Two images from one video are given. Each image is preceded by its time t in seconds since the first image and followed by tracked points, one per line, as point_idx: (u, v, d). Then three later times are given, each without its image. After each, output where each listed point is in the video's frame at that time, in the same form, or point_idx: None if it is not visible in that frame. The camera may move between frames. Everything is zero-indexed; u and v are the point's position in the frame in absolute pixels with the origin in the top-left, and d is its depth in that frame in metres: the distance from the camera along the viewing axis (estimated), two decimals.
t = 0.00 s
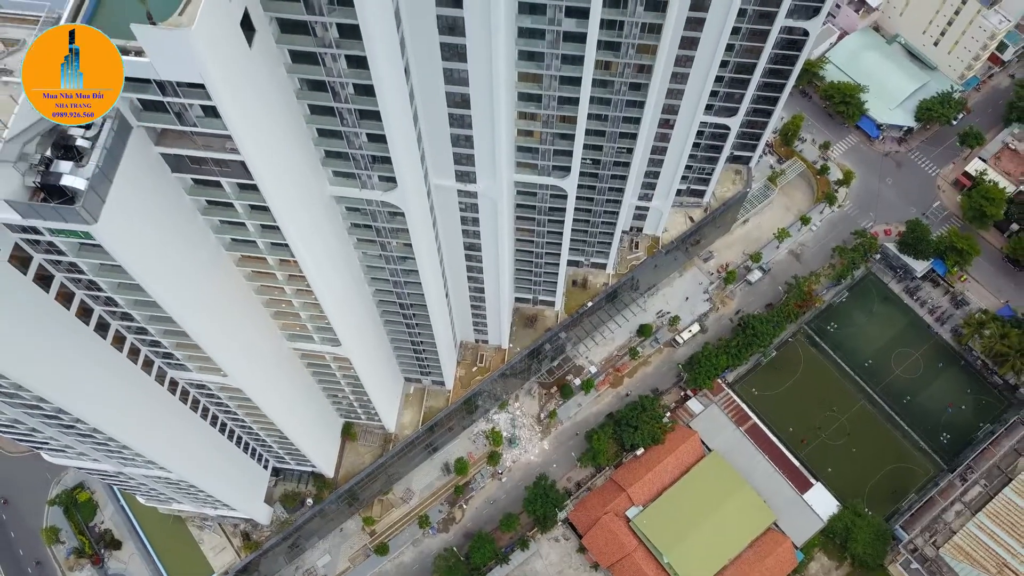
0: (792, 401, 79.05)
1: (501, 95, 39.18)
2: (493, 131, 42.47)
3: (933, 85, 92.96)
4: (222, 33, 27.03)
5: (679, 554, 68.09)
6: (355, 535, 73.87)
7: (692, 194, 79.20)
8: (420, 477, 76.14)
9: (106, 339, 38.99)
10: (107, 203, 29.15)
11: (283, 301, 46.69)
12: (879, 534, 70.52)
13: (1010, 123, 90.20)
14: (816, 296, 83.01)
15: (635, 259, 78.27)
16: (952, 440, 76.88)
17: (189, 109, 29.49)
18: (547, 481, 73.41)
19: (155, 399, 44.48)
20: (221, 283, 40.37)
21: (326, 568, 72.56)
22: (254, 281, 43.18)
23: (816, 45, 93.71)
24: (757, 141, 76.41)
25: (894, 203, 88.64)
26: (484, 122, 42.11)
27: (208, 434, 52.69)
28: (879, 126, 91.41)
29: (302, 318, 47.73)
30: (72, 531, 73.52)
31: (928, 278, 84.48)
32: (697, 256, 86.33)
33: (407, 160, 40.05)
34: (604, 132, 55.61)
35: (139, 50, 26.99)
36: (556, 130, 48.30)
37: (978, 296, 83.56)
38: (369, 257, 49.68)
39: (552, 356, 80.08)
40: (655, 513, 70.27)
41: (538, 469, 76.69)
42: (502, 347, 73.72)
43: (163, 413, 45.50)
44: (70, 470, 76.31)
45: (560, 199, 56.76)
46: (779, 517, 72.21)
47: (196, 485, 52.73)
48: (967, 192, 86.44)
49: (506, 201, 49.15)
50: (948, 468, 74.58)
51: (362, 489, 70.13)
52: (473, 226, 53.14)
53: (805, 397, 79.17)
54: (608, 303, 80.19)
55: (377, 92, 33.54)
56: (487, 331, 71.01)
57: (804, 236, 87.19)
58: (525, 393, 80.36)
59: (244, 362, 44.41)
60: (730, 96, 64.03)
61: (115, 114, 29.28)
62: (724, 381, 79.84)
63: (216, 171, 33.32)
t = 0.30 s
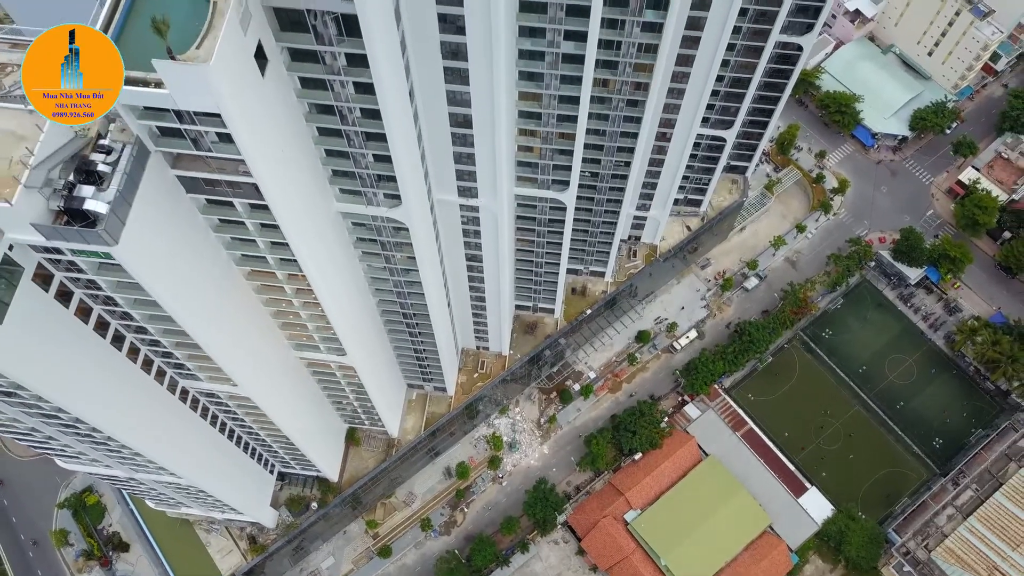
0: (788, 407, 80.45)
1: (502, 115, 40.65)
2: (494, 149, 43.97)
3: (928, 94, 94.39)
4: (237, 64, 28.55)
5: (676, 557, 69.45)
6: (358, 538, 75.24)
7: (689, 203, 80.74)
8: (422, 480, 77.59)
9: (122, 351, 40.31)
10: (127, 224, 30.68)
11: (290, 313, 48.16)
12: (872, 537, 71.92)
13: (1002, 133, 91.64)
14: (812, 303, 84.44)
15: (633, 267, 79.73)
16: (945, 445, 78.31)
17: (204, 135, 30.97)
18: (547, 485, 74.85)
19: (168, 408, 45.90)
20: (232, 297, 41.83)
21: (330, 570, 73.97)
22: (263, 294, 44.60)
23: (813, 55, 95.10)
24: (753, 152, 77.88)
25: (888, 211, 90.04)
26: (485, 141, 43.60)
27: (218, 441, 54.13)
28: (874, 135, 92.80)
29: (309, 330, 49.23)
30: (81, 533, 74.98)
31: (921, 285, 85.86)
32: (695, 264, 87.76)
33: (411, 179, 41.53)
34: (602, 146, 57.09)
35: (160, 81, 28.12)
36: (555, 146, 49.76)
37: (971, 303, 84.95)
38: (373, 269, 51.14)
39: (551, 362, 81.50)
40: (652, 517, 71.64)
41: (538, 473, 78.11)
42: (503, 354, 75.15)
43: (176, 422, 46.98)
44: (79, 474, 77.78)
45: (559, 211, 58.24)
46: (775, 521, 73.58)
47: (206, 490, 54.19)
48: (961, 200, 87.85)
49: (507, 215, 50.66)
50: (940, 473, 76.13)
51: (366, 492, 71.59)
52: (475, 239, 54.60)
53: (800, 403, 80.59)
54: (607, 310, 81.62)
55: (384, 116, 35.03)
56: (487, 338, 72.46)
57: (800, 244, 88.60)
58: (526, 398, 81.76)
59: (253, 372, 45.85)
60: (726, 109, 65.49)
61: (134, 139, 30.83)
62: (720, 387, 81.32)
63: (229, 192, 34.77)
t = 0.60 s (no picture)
0: (783, 411, 81.70)
1: (501, 132, 41.93)
2: (495, 163, 45.27)
3: (922, 102, 95.69)
4: (249, 89, 29.87)
5: (673, 558, 70.72)
6: (360, 540, 76.47)
7: (686, 211, 82.09)
8: (423, 483, 78.88)
9: (134, 361, 41.52)
10: (143, 242, 32.01)
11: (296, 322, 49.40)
12: (865, 539, 73.14)
13: (995, 140, 92.95)
14: (807, 308, 85.76)
15: (631, 274, 81.08)
16: (937, 449, 79.61)
17: (216, 156, 32.12)
18: (546, 488, 76.15)
19: (177, 415, 47.15)
20: (240, 308, 43.13)
21: (333, 571, 75.22)
22: (270, 305, 45.85)
23: (809, 63, 96.33)
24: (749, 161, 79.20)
25: (883, 217, 91.34)
26: (486, 157, 44.90)
27: (224, 446, 55.36)
28: (870, 142, 94.10)
29: (315, 338, 50.52)
30: (88, 535, 76.31)
31: (915, 291, 87.15)
32: (692, 269, 89.03)
33: (414, 193, 42.79)
34: (600, 157, 58.43)
35: (175, 107, 29.25)
36: (554, 159, 51.05)
37: (964, 308, 86.25)
38: (377, 278, 52.42)
39: (550, 366, 82.81)
40: (649, 519, 72.87)
41: (537, 476, 79.41)
42: (503, 359, 76.46)
43: (185, 428, 48.29)
44: (85, 476, 79.08)
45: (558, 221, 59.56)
46: (770, 523, 74.91)
47: (212, 494, 55.44)
48: (954, 207, 89.17)
49: (507, 226, 51.97)
50: (933, 476, 77.41)
51: (368, 495, 72.92)
52: (475, 248, 55.90)
53: (796, 407, 81.87)
54: (605, 315, 82.98)
55: (389, 136, 36.36)
56: (488, 343, 73.73)
57: (796, 250, 89.86)
58: (525, 402, 83.07)
59: (259, 380, 47.15)
60: (722, 120, 66.78)
61: (149, 160, 32.11)
62: (717, 392, 82.69)
63: (239, 210, 36.06)
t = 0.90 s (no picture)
0: (779, 416, 83.10)
1: (502, 148, 43.33)
2: (496, 178, 46.70)
3: (917, 111, 97.06)
4: (261, 115, 31.32)
5: (671, 560, 72.11)
6: (363, 542, 77.90)
7: (683, 219, 83.58)
8: (425, 486, 80.25)
9: (147, 371, 42.82)
10: (159, 259, 33.46)
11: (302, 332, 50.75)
12: (859, 542, 74.49)
13: (989, 149, 94.37)
14: (803, 314, 87.20)
15: (629, 281, 82.56)
16: (930, 453, 80.94)
17: (229, 177, 33.45)
18: (546, 491, 77.57)
19: (188, 423, 48.52)
20: (249, 319, 44.54)
21: (336, 573, 76.63)
22: (278, 315, 47.22)
23: (805, 72, 97.80)
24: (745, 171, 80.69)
25: (878, 225, 92.77)
26: (488, 172, 46.33)
27: (232, 451, 56.73)
28: (865, 150, 95.52)
29: (321, 348, 51.91)
30: (96, 537, 77.80)
31: (909, 298, 88.54)
32: (690, 276, 90.42)
33: (417, 208, 44.20)
34: (598, 170, 59.90)
35: (191, 132, 30.68)
36: (553, 173, 52.45)
37: (957, 314, 87.61)
38: (381, 288, 53.83)
39: (550, 372, 84.26)
40: (647, 522, 74.27)
41: (537, 480, 80.84)
42: (504, 365, 77.92)
43: (195, 435, 49.69)
44: (93, 479, 80.52)
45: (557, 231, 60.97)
46: (765, 526, 76.26)
47: (220, 498, 56.76)
48: (948, 215, 90.57)
49: (508, 237, 53.37)
50: (927, 480, 78.53)
51: (371, 498, 74.44)
52: (477, 259, 57.33)
53: (791, 412, 83.28)
54: (604, 321, 84.49)
55: (394, 155, 37.78)
56: (488, 350, 75.11)
57: (792, 257, 91.25)
58: (525, 407, 84.46)
59: (266, 389, 48.55)
60: (718, 132, 68.25)
61: (165, 181, 33.51)
62: (714, 397, 84.12)
63: (250, 227, 37.47)
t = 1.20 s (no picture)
0: (776, 420, 84.34)
1: (503, 163, 44.65)
2: (497, 192, 48.00)
3: (913, 118, 98.26)
4: (272, 136, 32.57)
5: (669, 562, 73.32)
6: (367, 543, 79.13)
7: (682, 226, 84.88)
8: (427, 489, 81.41)
9: (159, 379, 43.98)
10: (173, 274, 34.77)
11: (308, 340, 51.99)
12: (853, 545, 75.74)
13: (984, 156, 95.58)
14: (800, 320, 88.42)
15: (628, 287, 83.92)
16: (925, 457, 82.17)
17: (240, 194, 34.64)
18: (546, 494, 78.73)
19: (198, 429, 49.77)
20: (258, 329, 45.80)
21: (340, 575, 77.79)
22: (285, 324, 48.49)
23: (802, 80, 99.06)
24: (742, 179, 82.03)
25: (874, 231, 93.97)
26: (489, 186, 47.62)
27: (239, 455, 57.99)
28: (861, 157, 96.76)
29: (326, 355, 53.16)
30: (103, 538, 79.11)
31: (905, 303, 89.70)
32: (688, 281, 91.75)
33: (421, 221, 45.46)
34: (597, 180, 61.17)
35: (205, 153, 31.82)
36: (553, 185, 53.74)
37: (952, 320, 88.75)
38: (385, 297, 55.09)
39: (550, 376, 85.54)
40: (646, 525, 75.50)
41: (537, 482, 82.05)
42: (505, 370, 79.24)
43: (204, 441, 50.94)
44: (101, 482, 81.82)
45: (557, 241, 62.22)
46: (762, 529, 77.41)
47: (227, 501, 58.02)
48: (943, 221, 91.74)
49: (509, 248, 54.66)
50: (921, 483, 79.90)
51: (375, 500, 75.76)
52: (479, 268, 58.62)
53: (788, 416, 84.50)
54: (604, 326, 85.84)
55: (399, 172, 39.05)
56: (490, 355, 76.33)
57: (789, 263, 92.46)
58: (526, 411, 85.72)
59: (273, 396, 49.82)
60: (715, 142, 69.52)
61: (179, 199, 34.85)
62: (712, 401, 85.26)
63: (260, 241, 38.71)
